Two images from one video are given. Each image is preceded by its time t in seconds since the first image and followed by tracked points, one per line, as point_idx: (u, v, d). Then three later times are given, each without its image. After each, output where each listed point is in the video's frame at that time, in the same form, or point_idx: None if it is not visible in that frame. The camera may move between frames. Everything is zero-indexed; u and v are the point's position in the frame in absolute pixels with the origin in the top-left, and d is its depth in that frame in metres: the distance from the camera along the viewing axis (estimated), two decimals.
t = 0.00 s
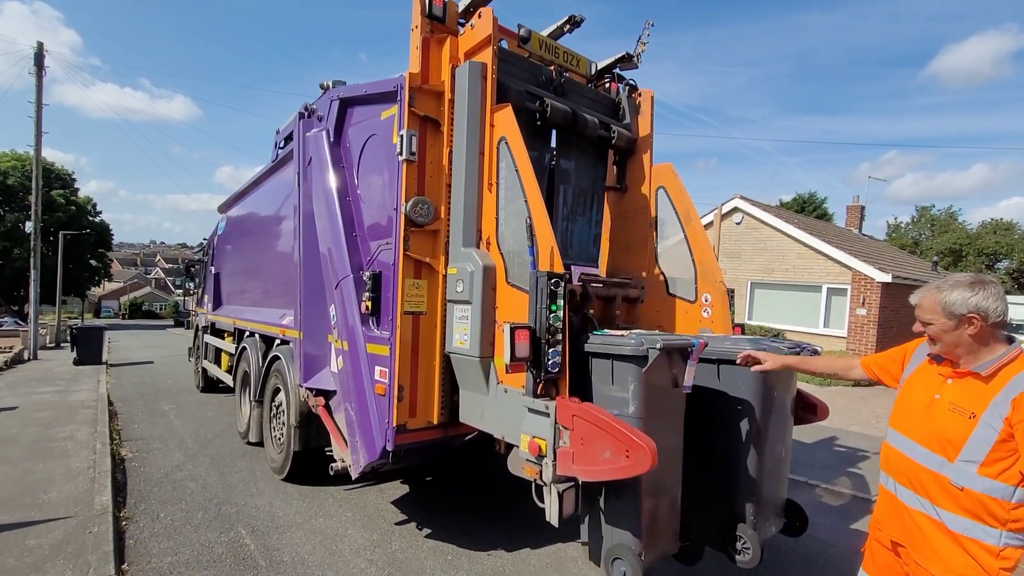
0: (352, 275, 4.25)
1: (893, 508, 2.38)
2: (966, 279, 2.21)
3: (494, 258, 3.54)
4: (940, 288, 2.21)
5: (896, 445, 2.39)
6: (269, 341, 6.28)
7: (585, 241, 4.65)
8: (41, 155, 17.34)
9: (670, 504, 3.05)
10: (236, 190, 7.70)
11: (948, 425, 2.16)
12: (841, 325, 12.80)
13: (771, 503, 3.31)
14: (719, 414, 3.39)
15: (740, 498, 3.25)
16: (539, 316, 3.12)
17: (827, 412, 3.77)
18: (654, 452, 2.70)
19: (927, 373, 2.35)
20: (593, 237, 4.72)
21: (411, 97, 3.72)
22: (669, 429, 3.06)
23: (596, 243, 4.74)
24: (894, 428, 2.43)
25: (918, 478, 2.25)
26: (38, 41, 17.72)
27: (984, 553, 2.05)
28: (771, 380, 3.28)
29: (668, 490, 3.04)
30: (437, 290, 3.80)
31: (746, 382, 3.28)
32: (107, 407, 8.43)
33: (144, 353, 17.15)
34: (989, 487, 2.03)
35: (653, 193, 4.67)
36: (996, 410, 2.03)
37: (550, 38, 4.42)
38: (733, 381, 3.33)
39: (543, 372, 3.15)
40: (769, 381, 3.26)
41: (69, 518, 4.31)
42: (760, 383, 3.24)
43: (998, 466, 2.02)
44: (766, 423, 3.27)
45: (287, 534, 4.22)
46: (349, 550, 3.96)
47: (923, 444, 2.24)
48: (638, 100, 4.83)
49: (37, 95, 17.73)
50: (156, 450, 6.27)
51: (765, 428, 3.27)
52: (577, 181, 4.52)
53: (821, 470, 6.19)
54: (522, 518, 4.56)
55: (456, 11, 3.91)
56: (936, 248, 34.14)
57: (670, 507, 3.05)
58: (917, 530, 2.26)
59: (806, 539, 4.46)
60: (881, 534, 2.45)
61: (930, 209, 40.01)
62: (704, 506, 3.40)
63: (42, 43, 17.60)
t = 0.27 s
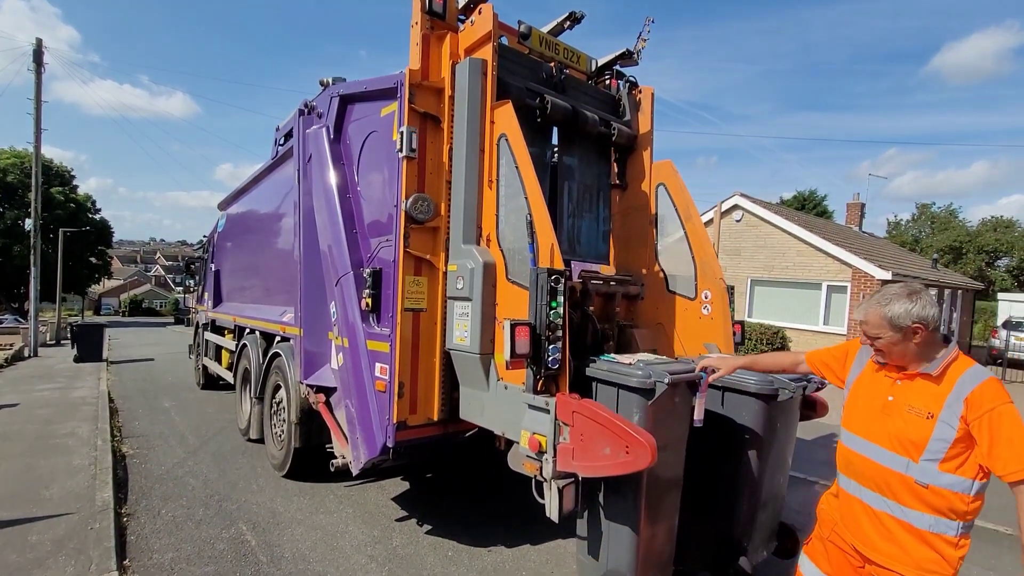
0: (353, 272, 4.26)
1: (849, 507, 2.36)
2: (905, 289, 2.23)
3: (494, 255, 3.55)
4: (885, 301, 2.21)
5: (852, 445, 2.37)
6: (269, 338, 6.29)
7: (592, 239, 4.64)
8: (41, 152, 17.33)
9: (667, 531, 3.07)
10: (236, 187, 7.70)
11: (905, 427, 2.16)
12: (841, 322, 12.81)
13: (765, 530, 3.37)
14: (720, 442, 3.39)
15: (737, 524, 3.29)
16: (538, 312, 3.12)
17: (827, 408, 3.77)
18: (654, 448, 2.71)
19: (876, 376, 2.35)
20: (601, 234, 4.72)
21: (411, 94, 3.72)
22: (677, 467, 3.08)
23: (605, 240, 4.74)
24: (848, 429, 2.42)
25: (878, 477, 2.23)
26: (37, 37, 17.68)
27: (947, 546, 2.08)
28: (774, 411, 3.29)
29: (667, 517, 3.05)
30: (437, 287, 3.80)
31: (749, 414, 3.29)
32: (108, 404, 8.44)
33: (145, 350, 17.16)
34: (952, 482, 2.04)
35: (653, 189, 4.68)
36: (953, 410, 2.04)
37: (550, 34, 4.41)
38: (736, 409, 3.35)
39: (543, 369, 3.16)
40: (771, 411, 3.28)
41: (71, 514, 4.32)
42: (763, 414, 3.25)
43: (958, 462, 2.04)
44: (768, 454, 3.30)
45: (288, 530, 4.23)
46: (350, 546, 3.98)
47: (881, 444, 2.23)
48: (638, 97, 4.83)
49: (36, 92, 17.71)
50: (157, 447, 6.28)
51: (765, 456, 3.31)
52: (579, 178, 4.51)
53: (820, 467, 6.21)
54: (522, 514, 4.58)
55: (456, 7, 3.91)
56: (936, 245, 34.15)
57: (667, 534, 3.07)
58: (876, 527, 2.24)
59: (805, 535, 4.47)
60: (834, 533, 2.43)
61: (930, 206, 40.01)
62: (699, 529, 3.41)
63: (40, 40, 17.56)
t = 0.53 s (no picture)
0: (353, 270, 4.26)
1: (805, 502, 2.45)
2: (815, 306, 2.34)
3: (494, 253, 3.55)
4: (806, 326, 2.31)
5: (800, 446, 2.47)
6: (269, 336, 6.30)
7: (597, 236, 4.64)
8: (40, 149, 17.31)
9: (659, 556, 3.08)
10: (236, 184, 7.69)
11: (846, 424, 2.30)
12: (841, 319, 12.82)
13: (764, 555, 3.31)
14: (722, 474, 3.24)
15: (733, 552, 3.24)
16: (539, 309, 3.12)
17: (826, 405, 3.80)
18: (654, 445, 2.69)
19: (807, 378, 2.48)
20: (604, 230, 4.73)
21: (411, 91, 3.72)
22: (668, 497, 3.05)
23: (610, 237, 4.75)
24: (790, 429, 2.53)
25: (829, 471, 2.36)
26: (35, 34, 17.64)
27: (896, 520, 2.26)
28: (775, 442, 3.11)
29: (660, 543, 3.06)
30: (437, 284, 3.81)
31: (748, 444, 3.12)
32: (108, 402, 8.45)
33: (145, 348, 17.16)
34: (892, 464, 2.22)
35: (653, 187, 4.67)
36: (886, 402, 2.20)
37: (550, 31, 4.41)
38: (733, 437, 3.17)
39: (543, 366, 3.16)
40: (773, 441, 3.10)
41: (72, 510, 4.33)
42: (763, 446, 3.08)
43: (893, 445, 2.23)
44: (768, 486, 3.13)
45: (289, 526, 4.24)
46: (351, 542, 3.99)
47: (827, 441, 2.36)
48: (638, 94, 4.83)
49: (35, 89, 17.67)
50: (158, 444, 6.29)
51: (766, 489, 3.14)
52: (579, 175, 4.51)
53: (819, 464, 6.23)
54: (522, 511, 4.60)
55: (456, 4, 3.90)
56: (936, 243, 34.15)
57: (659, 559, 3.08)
58: (832, 516, 2.36)
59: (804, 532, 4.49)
60: (789, 523, 2.53)
61: (930, 203, 40.00)
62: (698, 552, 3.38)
63: (38, 36, 17.51)
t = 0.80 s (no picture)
0: (353, 267, 4.26)
1: (815, 504, 2.42)
2: (815, 313, 2.31)
3: (495, 250, 3.55)
4: (816, 335, 2.27)
5: (807, 450, 2.43)
6: (269, 333, 6.30)
7: (591, 234, 4.69)
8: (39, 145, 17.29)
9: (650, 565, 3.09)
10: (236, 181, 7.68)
11: (856, 421, 2.32)
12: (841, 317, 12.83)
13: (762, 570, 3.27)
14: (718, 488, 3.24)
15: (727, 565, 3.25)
16: (539, 307, 3.12)
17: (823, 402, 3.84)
18: (655, 443, 2.69)
19: (801, 382, 2.47)
20: (601, 228, 4.79)
21: (412, 88, 3.72)
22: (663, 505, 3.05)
23: (605, 235, 4.81)
24: (791, 433, 2.49)
25: (842, 471, 2.34)
26: (34, 30, 17.59)
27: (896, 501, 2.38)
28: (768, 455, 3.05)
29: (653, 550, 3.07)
30: (437, 281, 3.81)
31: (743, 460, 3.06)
32: (109, 398, 8.46)
33: (145, 345, 17.17)
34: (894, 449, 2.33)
35: (654, 184, 4.66)
36: (887, 393, 2.30)
37: (551, 28, 4.40)
38: (728, 451, 3.10)
39: (543, 363, 3.17)
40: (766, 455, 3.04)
41: (73, 506, 4.35)
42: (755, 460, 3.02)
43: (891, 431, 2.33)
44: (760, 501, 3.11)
45: (289, 522, 4.25)
46: (351, 538, 4.00)
47: (835, 442, 2.35)
48: (639, 91, 4.82)
49: (33, 85, 17.65)
50: (159, 441, 6.30)
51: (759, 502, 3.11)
52: (578, 172, 4.51)
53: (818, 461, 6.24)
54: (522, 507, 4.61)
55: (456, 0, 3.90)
56: (936, 241, 34.14)
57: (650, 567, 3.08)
58: (843, 514, 2.37)
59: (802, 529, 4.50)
60: (788, 522, 2.52)
61: (930, 201, 39.99)
62: (693, 557, 3.45)
63: (37, 33, 17.48)
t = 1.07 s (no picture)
0: (353, 263, 4.26)
1: (847, 509, 2.40)
2: (892, 318, 2.28)
3: (494, 246, 3.55)
4: (911, 338, 2.24)
5: (850, 454, 2.39)
6: (269, 330, 6.31)
7: (585, 230, 4.69)
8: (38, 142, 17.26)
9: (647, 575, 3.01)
10: (235, 177, 7.67)
11: (894, 416, 2.41)
12: (840, 315, 12.84)
13: None
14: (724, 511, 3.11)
15: None
16: (539, 303, 3.12)
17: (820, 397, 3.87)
18: (653, 438, 2.67)
19: (844, 385, 2.43)
20: (595, 225, 4.78)
21: (411, 84, 3.72)
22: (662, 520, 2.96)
23: (597, 231, 4.79)
24: (834, 438, 2.42)
25: (880, 470, 2.39)
26: (33, 26, 17.52)
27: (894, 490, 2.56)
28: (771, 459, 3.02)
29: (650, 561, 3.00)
30: (437, 278, 3.81)
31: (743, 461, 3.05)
32: (108, 395, 8.46)
33: (145, 342, 17.18)
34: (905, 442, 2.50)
35: (654, 181, 4.66)
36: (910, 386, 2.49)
37: (550, 24, 4.39)
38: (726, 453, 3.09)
39: (543, 360, 3.17)
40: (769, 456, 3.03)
41: (74, 503, 4.35)
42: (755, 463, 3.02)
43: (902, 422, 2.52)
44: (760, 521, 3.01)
45: (289, 519, 4.26)
46: (351, 535, 4.01)
47: (882, 440, 2.38)
48: (639, 88, 4.81)
49: (32, 82, 17.61)
50: (158, 437, 6.31)
51: (755, 522, 3.04)
52: (576, 169, 4.52)
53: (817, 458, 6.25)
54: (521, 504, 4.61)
55: None
56: (936, 239, 34.17)
57: None
58: (872, 514, 2.42)
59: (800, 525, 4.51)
60: (815, 530, 2.46)
61: (930, 199, 40.01)
62: None
63: (36, 29, 17.45)
